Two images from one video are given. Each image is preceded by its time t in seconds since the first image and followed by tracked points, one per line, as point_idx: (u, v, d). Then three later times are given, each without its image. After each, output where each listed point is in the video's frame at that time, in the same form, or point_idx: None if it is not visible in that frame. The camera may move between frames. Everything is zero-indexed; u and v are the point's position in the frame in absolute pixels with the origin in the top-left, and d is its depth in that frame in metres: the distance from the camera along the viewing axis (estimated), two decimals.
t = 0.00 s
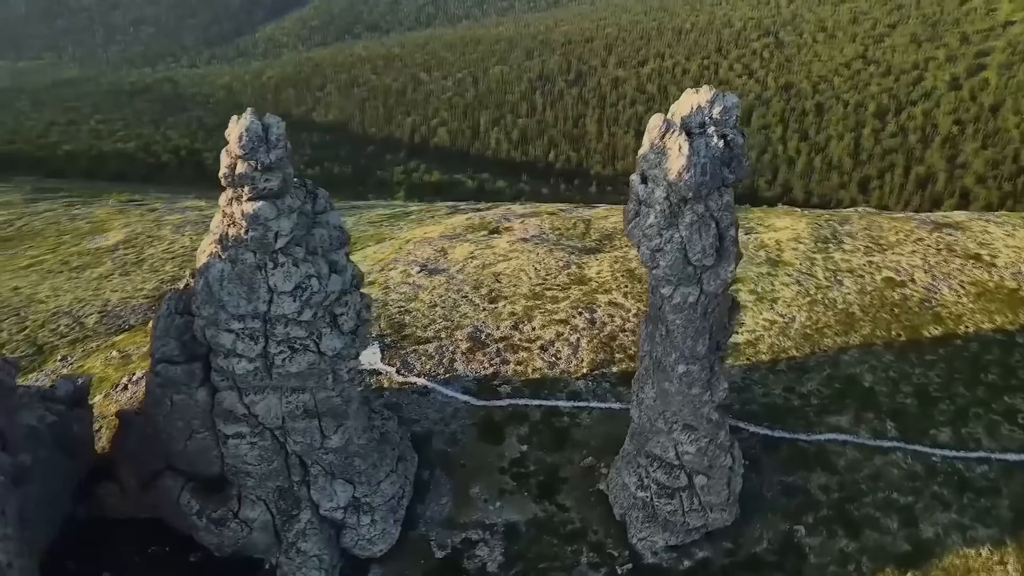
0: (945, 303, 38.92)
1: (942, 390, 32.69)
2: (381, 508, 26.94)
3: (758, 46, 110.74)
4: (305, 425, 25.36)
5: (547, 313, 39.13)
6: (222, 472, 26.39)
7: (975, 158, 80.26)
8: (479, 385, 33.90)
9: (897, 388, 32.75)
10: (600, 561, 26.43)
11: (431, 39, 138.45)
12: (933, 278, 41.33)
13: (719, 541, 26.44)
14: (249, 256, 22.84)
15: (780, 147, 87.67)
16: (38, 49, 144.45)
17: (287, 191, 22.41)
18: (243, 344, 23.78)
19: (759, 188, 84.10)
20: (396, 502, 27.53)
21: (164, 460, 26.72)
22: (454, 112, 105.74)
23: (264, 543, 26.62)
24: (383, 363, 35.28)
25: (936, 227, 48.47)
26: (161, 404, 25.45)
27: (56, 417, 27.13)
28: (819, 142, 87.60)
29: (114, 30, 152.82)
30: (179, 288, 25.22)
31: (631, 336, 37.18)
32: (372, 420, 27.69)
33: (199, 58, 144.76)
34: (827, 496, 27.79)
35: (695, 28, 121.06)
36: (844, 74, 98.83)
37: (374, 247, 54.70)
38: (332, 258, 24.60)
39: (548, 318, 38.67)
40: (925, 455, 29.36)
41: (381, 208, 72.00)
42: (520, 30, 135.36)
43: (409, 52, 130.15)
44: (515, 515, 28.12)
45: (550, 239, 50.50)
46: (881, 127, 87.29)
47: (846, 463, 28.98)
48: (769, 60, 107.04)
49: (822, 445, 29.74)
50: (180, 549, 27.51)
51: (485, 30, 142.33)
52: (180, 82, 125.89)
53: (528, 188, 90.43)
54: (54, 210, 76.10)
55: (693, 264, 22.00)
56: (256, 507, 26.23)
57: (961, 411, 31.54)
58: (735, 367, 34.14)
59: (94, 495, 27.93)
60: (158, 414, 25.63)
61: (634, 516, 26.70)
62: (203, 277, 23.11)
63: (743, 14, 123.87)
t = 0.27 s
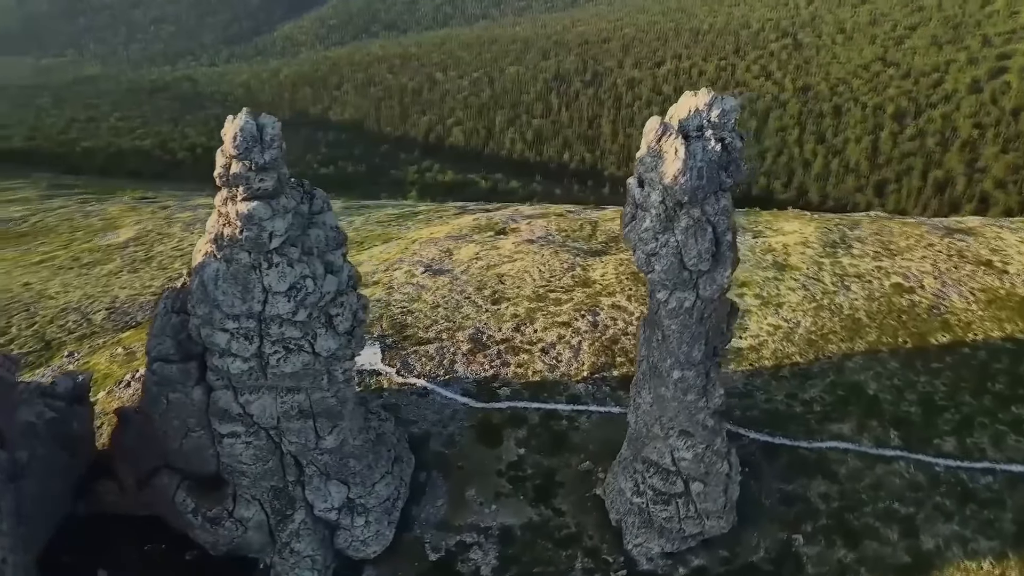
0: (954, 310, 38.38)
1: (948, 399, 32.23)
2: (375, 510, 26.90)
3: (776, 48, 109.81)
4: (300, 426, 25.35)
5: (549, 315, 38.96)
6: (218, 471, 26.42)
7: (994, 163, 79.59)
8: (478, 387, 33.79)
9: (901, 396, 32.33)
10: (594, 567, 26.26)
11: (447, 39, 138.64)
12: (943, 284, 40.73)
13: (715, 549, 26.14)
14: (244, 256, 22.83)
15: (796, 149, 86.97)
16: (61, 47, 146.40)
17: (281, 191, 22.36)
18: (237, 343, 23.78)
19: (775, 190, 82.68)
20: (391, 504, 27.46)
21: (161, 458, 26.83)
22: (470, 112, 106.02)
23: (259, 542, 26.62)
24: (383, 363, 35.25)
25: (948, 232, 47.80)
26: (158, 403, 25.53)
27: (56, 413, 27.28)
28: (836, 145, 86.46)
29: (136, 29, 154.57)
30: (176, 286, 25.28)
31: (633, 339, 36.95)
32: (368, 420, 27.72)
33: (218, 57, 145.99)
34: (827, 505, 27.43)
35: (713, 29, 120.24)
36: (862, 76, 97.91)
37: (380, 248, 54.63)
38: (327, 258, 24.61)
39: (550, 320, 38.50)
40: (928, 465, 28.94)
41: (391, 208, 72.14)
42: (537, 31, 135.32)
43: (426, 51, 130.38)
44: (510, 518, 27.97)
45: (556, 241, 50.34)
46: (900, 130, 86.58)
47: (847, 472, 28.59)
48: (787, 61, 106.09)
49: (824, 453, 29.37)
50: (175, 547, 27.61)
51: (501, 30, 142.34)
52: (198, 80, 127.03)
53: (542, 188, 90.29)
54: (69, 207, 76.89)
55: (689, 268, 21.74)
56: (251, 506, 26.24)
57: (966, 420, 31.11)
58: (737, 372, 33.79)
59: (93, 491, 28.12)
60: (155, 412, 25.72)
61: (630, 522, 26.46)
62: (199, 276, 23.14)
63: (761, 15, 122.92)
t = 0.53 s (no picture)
0: (964, 318, 37.82)
1: (955, 408, 31.78)
2: (371, 511, 26.85)
3: (794, 49, 108.72)
4: (296, 426, 25.34)
5: (553, 318, 38.77)
6: (214, 470, 26.44)
7: (1015, 167, 78.70)
8: (478, 389, 33.68)
9: (907, 405, 31.92)
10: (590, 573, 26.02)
11: (464, 38, 138.77)
12: (953, 290, 40.15)
13: (713, 557, 25.85)
14: (240, 256, 22.82)
15: (813, 152, 86.43)
16: (83, 45, 148.26)
17: (276, 192, 22.33)
18: (233, 343, 23.79)
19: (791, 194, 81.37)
20: (387, 506, 27.41)
21: (158, 455, 26.94)
22: (485, 113, 106.14)
23: (255, 541, 26.61)
24: (384, 364, 35.16)
25: (960, 238, 47.11)
26: (155, 401, 25.61)
27: (55, 411, 27.49)
28: (853, 148, 85.99)
29: (155, 27, 156.13)
30: (174, 285, 25.34)
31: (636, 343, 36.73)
32: (365, 421, 27.71)
33: (236, 55, 147.04)
34: (827, 514, 27.04)
35: (730, 30, 119.39)
36: (881, 79, 96.98)
37: (386, 248, 54.54)
38: (324, 258, 24.58)
39: (553, 323, 38.31)
40: (932, 475, 28.54)
41: (401, 208, 72.19)
42: (553, 31, 135.20)
43: (442, 51, 130.62)
44: (507, 522, 27.81)
45: (562, 243, 50.11)
46: (919, 133, 85.84)
47: (849, 481, 28.19)
48: (804, 62, 104.97)
49: (826, 462, 28.97)
50: (173, 545, 27.67)
51: (518, 30, 142.17)
52: (217, 79, 128.11)
53: (556, 189, 90.15)
54: (83, 203, 77.62)
55: (685, 273, 21.47)
56: (247, 506, 26.24)
57: (973, 431, 30.68)
58: (741, 379, 33.43)
59: (92, 488, 28.27)
60: (152, 410, 25.81)
61: (627, 528, 26.19)
62: (195, 276, 23.14)
63: (780, 15, 121.87)
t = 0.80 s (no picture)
0: (984, 332, 36.81)
1: (970, 426, 30.99)
2: (367, 513, 26.77)
3: (827, 52, 106.81)
4: (293, 426, 25.34)
5: (561, 322, 38.45)
6: (214, 467, 26.56)
7: None
8: (483, 392, 33.47)
9: (921, 421, 31.14)
10: None
11: (493, 38, 138.93)
12: (975, 304, 39.13)
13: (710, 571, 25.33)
14: (238, 256, 22.86)
15: (843, 157, 85.29)
16: (121, 43, 151.49)
17: (275, 192, 22.34)
18: (231, 342, 23.84)
19: (818, 200, 81.62)
20: (384, 509, 27.29)
21: (160, 451, 27.16)
22: (512, 113, 106.11)
23: (252, 539, 26.66)
24: (390, 364, 35.10)
25: (985, 249, 45.90)
26: (156, 397, 25.78)
27: (61, 403, 27.84)
28: (885, 153, 84.56)
29: (192, 25, 158.85)
30: (176, 283, 25.48)
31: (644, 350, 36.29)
32: (365, 423, 27.68)
33: (269, 53, 148.70)
34: (831, 531, 26.40)
35: (762, 33, 117.84)
36: (916, 83, 94.95)
37: (401, 247, 54.49)
38: (324, 259, 24.56)
39: (562, 327, 37.99)
40: (943, 494, 27.84)
41: (420, 208, 72.24)
42: (584, 32, 134.92)
43: (472, 51, 131.06)
44: (504, 529, 27.58)
45: (577, 246, 49.69)
46: (954, 139, 83.75)
47: (855, 497, 27.54)
48: (837, 65, 103.09)
49: (832, 477, 28.32)
50: (172, 540, 27.86)
51: (548, 30, 141.85)
52: (249, 77, 129.91)
53: (580, 190, 89.84)
54: (110, 198, 78.97)
55: (685, 282, 21.05)
56: (245, 504, 26.25)
57: (988, 449, 29.88)
58: (750, 389, 32.73)
59: (96, 480, 28.63)
60: (153, 406, 25.99)
61: (624, 538, 25.78)
62: (195, 275, 23.22)
63: (814, 18, 119.91)
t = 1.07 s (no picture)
0: (999, 343, 36.18)
1: (982, 440, 30.57)
2: (365, 515, 26.72)
3: (851, 54, 105.26)
4: (292, 427, 25.35)
5: (568, 326, 38.21)
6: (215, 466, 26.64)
7: None
8: (486, 395, 33.34)
9: (931, 433, 30.70)
10: None
11: (514, 38, 138.75)
12: (991, 314, 38.46)
13: None
14: (238, 256, 22.88)
15: (865, 161, 84.26)
16: (147, 41, 153.39)
17: (274, 192, 22.34)
18: (231, 342, 23.87)
19: (840, 203, 80.22)
20: (382, 511, 27.24)
21: (161, 448, 27.30)
22: (531, 113, 105.93)
23: (251, 538, 26.69)
24: (394, 366, 35.08)
25: (1004, 257, 45.08)
26: (158, 395, 25.89)
27: (66, 398, 28.08)
28: (909, 158, 83.55)
29: (216, 24, 160.43)
30: (179, 282, 25.58)
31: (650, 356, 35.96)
32: (365, 425, 27.67)
33: (292, 52, 149.60)
34: (835, 543, 25.99)
35: (785, 34, 116.45)
36: (941, 86, 93.47)
37: (412, 248, 54.37)
38: (324, 260, 24.54)
39: (568, 331, 37.76)
40: (951, 509, 27.44)
41: (433, 208, 72.22)
42: (605, 32, 134.40)
43: (492, 51, 131.04)
44: (502, 533, 27.41)
45: (587, 249, 49.37)
46: (980, 144, 82.68)
47: (861, 510, 27.12)
48: (862, 68, 101.61)
49: (838, 488, 27.89)
50: (173, 538, 28.05)
51: (569, 30, 141.29)
52: (271, 76, 130.90)
53: (598, 191, 89.51)
54: (128, 194, 79.78)
55: (684, 289, 20.76)
56: (244, 503, 26.26)
57: (1000, 464, 29.49)
58: (756, 397, 32.27)
59: (99, 476, 28.84)
60: (154, 404, 26.09)
61: (623, 546, 25.53)
62: (195, 274, 23.29)
63: (839, 19, 118.25)
